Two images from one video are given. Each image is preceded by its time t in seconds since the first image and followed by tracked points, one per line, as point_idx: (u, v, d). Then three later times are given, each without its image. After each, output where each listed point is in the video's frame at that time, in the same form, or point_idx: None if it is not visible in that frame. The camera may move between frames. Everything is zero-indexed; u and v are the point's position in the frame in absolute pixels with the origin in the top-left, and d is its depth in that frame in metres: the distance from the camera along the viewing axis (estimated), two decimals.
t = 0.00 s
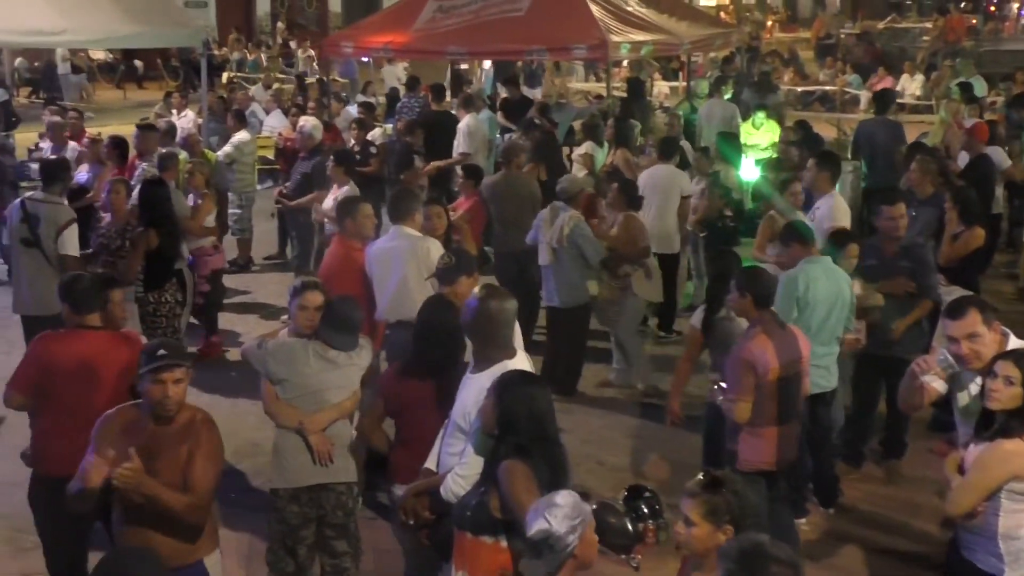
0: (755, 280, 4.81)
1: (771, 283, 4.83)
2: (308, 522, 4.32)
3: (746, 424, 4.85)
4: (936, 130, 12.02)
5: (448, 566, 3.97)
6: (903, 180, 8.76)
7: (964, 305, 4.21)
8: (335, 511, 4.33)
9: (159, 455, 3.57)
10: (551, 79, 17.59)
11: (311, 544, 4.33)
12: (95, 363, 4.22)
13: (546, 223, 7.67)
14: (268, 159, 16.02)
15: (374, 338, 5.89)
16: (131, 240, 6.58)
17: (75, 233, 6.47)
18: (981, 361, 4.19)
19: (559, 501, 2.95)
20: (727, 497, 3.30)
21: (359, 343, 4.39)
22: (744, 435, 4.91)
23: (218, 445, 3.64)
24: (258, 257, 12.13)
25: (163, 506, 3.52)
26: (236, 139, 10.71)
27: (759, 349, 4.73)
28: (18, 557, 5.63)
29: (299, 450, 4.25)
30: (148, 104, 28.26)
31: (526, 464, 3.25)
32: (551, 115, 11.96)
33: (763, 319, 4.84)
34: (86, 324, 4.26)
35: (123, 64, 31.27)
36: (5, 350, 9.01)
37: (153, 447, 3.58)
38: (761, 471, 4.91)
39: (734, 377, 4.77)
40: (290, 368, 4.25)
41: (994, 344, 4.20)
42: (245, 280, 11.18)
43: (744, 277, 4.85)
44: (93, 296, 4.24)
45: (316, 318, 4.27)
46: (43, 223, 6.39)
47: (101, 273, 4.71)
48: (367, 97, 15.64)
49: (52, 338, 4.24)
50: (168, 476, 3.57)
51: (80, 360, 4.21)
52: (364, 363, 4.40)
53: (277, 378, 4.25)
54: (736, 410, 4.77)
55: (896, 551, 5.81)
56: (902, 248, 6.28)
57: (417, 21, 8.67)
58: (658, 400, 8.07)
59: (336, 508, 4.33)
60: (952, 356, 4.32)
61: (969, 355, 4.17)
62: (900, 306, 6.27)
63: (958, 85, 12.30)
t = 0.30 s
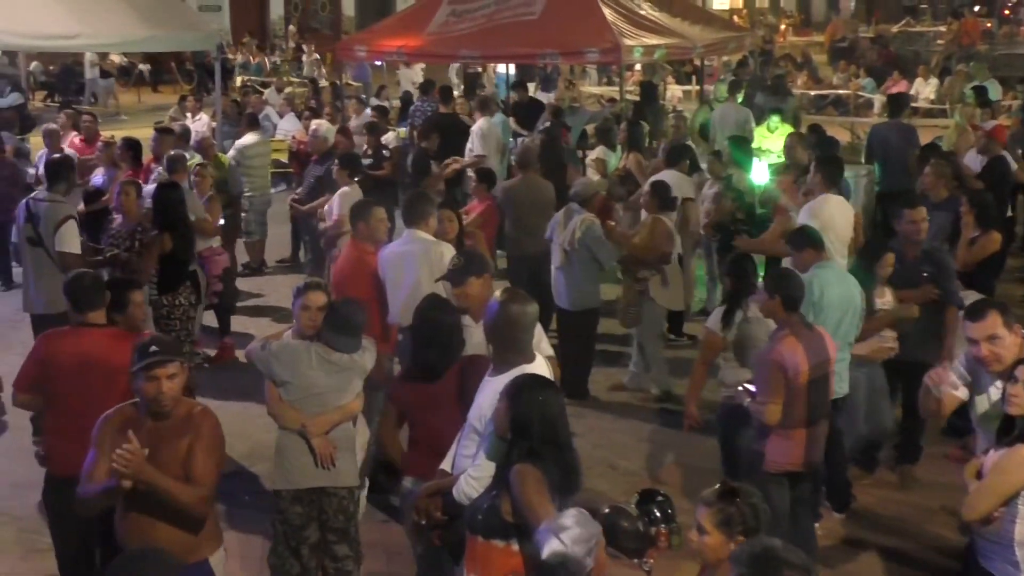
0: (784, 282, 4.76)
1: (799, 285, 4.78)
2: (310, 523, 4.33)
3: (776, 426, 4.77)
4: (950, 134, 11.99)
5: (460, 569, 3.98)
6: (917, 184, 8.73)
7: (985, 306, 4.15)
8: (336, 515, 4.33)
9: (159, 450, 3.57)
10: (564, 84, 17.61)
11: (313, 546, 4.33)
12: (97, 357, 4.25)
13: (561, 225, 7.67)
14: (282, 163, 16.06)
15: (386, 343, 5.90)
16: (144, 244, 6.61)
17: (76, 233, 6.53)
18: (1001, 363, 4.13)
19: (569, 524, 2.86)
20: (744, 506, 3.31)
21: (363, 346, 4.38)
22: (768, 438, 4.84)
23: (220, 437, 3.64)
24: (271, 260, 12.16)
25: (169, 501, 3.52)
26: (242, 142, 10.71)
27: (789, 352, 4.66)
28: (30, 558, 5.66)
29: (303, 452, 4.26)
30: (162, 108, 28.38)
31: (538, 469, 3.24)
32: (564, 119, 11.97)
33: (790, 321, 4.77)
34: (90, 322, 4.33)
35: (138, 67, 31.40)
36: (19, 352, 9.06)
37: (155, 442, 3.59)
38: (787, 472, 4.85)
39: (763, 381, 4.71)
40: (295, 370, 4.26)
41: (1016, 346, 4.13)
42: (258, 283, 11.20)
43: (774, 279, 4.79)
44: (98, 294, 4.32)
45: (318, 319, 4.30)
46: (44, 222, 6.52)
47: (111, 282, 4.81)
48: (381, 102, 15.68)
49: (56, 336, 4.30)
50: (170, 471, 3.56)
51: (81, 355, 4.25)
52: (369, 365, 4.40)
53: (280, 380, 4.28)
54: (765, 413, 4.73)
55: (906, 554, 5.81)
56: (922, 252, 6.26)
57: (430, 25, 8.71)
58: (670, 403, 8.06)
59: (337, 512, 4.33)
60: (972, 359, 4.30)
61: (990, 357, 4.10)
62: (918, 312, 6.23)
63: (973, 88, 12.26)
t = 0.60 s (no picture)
0: (812, 284, 4.71)
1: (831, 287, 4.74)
2: (317, 525, 4.30)
3: (806, 428, 4.71)
4: (968, 137, 11.93)
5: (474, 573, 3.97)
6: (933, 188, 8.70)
7: (1010, 307, 4.17)
8: (341, 518, 4.31)
9: (172, 456, 3.58)
10: (577, 86, 17.59)
11: (320, 549, 4.31)
12: (109, 362, 4.27)
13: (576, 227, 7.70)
14: (296, 165, 16.09)
15: (399, 346, 5.93)
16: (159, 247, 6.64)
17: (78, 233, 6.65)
18: None
19: (583, 530, 2.82)
20: (738, 497, 3.31)
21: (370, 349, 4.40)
22: (801, 442, 4.76)
23: (234, 440, 3.63)
24: (286, 262, 12.19)
25: (183, 506, 3.52)
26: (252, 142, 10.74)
27: (820, 352, 4.63)
28: (44, 559, 5.68)
29: (312, 455, 4.26)
30: (177, 111, 28.46)
31: (552, 471, 3.25)
32: (579, 121, 11.96)
33: (819, 323, 4.73)
34: (107, 327, 4.34)
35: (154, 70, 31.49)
36: (36, 353, 9.10)
37: (167, 449, 3.59)
38: (814, 475, 4.79)
39: (794, 385, 4.68)
40: (302, 375, 4.27)
41: None
42: (272, 285, 11.22)
43: (802, 281, 4.73)
44: (115, 300, 4.34)
45: (326, 324, 4.27)
46: (47, 222, 6.65)
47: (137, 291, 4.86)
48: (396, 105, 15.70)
49: (72, 342, 4.34)
50: (185, 476, 3.57)
51: (94, 360, 4.27)
52: (375, 371, 4.41)
53: (288, 385, 4.28)
54: (797, 415, 4.68)
55: (919, 559, 5.79)
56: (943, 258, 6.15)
57: (444, 28, 8.72)
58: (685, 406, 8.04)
59: (342, 515, 4.31)
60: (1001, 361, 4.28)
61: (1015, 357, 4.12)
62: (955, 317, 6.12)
63: (990, 91, 12.20)
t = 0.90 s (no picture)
0: (837, 288, 4.76)
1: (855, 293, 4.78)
2: (331, 527, 4.31)
3: (839, 433, 4.70)
4: (985, 139, 11.87)
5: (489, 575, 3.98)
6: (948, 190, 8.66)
7: None
8: (356, 520, 4.33)
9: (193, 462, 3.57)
10: (592, 89, 17.58)
11: (334, 551, 4.31)
12: (115, 358, 4.29)
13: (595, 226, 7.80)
14: (311, 167, 16.14)
15: (414, 346, 5.96)
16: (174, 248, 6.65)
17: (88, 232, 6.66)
18: None
19: (611, 535, 2.92)
20: (741, 502, 3.26)
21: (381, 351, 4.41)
22: (830, 444, 4.72)
23: (255, 451, 3.56)
24: (301, 264, 12.22)
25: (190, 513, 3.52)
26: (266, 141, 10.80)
27: (852, 355, 4.65)
28: (61, 559, 5.71)
29: (325, 456, 4.28)
30: (193, 113, 28.57)
31: (566, 473, 3.26)
32: (594, 123, 11.96)
33: (843, 327, 4.76)
34: (116, 326, 4.37)
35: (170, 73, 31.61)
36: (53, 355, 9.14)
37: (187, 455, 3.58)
38: (844, 477, 4.76)
39: (827, 388, 4.72)
40: (314, 375, 4.27)
41: None
42: (288, 287, 11.24)
43: (827, 285, 4.78)
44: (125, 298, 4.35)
45: (337, 325, 4.29)
46: (59, 219, 6.67)
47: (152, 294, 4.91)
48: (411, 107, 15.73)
49: (86, 340, 4.37)
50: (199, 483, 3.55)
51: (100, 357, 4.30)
52: (385, 372, 4.41)
53: (301, 387, 4.29)
54: (830, 418, 4.70)
55: (934, 564, 5.76)
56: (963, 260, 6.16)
57: (459, 31, 8.73)
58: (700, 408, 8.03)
59: (356, 517, 4.33)
60: None
61: None
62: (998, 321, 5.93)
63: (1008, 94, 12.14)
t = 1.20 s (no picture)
0: (857, 290, 4.71)
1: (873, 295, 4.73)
2: (345, 530, 4.27)
3: (854, 434, 4.69)
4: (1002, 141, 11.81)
5: None
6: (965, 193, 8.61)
7: None
8: (369, 522, 4.29)
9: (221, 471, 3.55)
10: (606, 91, 17.56)
11: (348, 553, 4.25)
12: (136, 359, 4.30)
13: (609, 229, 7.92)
14: (325, 169, 16.18)
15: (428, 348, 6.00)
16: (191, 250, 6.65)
17: (95, 240, 6.75)
18: None
19: (629, 520, 2.86)
20: (767, 501, 3.43)
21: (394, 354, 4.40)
22: (852, 446, 4.70)
23: (280, 466, 3.47)
24: (315, 266, 12.25)
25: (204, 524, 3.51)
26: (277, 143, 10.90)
27: (877, 356, 4.64)
28: (76, 559, 5.72)
29: (338, 456, 4.24)
30: (208, 115, 28.66)
31: (582, 476, 3.24)
32: (608, 125, 11.95)
33: (863, 329, 4.72)
34: (137, 326, 4.38)
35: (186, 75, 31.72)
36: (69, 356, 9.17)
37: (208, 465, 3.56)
38: (864, 480, 4.75)
39: (852, 390, 4.66)
40: (330, 378, 4.29)
41: None
42: (302, 289, 11.25)
43: (846, 286, 4.75)
44: (147, 298, 4.37)
45: (353, 328, 4.32)
46: (69, 223, 6.79)
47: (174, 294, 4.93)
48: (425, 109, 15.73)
49: (108, 339, 4.38)
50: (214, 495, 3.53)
51: (121, 357, 4.31)
52: (399, 374, 4.42)
53: (316, 389, 4.29)
54: (858, 419, 4.63)
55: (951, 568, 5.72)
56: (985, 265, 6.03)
57: (473, 33, 8.74)
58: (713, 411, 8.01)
59: (370, 519, 4.29)
60: None
61: None
62: None
63: None
